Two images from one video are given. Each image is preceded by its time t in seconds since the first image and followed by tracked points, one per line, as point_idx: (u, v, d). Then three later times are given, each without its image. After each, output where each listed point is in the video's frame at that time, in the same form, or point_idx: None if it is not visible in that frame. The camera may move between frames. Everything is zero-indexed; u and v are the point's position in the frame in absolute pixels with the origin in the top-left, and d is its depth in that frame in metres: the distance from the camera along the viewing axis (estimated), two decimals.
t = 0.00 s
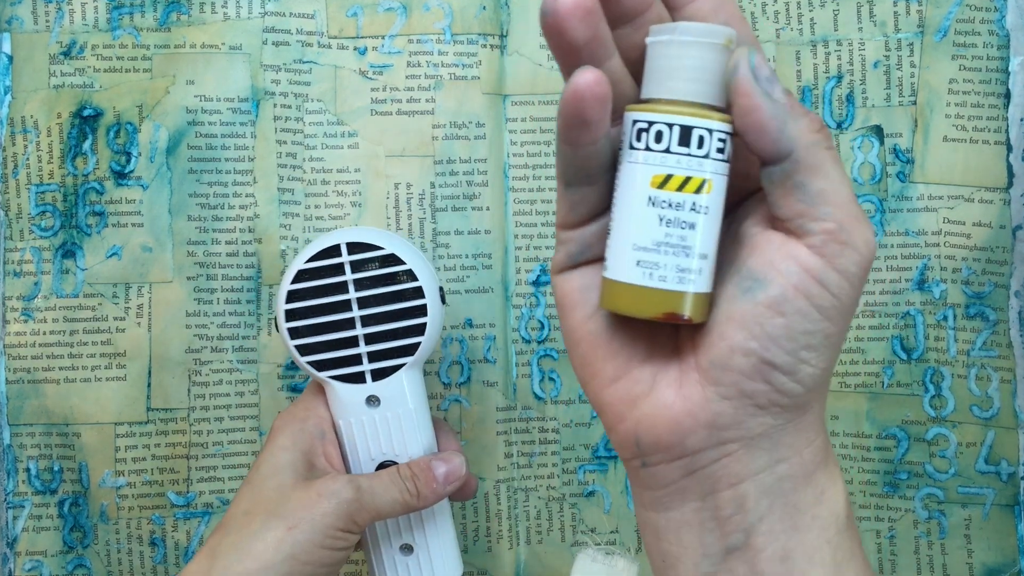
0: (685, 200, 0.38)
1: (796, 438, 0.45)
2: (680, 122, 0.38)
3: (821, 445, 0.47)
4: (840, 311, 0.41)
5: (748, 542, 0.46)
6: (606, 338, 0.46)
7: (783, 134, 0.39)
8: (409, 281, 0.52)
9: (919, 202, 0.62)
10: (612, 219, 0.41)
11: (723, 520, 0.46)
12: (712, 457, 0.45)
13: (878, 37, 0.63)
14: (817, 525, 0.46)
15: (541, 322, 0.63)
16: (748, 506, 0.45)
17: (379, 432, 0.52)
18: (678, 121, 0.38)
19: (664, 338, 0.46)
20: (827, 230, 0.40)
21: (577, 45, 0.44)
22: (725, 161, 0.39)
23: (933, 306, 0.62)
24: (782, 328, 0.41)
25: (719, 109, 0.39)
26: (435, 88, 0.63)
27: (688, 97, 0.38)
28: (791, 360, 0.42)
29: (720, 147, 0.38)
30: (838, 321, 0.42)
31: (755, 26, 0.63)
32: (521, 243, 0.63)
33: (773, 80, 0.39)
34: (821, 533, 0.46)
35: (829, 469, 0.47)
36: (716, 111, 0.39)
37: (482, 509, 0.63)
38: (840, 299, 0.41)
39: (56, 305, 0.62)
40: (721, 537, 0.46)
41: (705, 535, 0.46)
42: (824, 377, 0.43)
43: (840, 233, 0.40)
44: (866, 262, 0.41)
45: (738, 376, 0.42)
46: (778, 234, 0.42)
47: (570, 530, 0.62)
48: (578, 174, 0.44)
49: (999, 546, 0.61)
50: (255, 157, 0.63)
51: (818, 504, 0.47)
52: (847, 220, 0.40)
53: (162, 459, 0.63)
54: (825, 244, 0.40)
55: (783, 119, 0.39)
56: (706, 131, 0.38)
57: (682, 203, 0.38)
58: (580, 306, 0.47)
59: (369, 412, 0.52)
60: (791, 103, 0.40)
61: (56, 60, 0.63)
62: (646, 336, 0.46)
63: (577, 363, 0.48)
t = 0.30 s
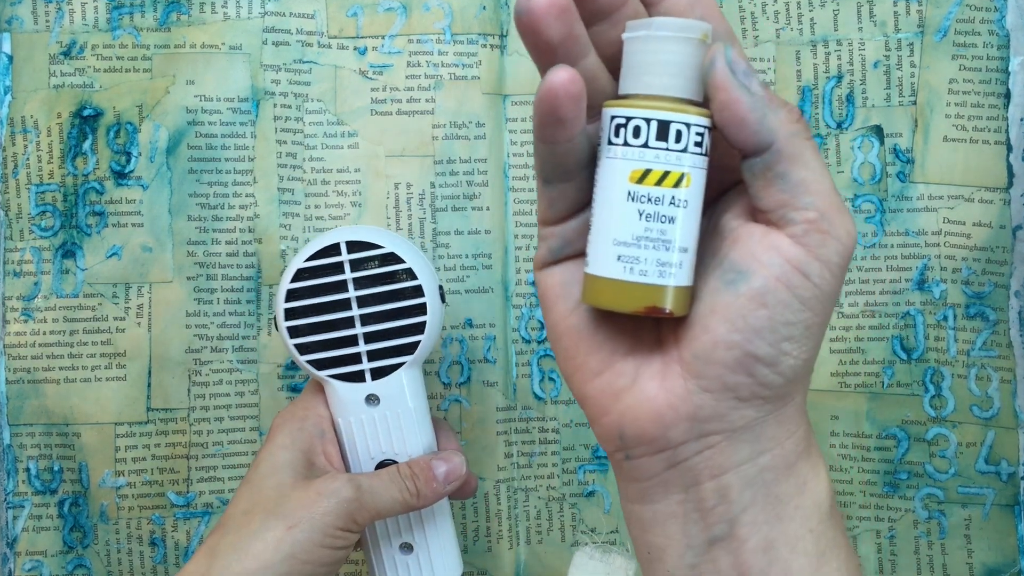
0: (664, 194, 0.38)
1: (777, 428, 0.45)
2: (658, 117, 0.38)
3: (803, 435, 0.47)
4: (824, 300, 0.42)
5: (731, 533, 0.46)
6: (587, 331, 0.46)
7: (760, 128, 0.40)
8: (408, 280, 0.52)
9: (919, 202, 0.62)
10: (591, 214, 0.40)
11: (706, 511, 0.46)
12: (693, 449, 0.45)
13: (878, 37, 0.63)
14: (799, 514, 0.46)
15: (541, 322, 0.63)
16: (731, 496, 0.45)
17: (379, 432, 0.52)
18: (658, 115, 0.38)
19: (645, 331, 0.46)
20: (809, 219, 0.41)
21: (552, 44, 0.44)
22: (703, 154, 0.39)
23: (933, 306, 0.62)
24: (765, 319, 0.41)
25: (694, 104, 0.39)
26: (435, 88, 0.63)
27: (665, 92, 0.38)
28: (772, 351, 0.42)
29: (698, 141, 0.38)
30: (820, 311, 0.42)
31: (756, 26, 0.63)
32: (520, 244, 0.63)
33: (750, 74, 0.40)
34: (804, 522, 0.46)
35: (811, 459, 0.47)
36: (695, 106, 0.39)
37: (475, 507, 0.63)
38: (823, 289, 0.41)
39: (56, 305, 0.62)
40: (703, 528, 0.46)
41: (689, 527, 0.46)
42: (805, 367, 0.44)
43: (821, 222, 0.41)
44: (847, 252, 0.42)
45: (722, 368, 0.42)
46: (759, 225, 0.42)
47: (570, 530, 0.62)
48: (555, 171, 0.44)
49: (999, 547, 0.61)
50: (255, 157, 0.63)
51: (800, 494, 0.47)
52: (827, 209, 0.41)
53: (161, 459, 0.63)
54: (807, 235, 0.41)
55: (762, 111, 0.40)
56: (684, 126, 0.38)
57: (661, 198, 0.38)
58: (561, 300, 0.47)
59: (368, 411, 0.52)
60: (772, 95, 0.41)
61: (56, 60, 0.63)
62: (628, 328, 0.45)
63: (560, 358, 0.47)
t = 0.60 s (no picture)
0: (606, 205, 0.38)
1: (731, 427, 0.45)
2: (596, 131, 0.38)
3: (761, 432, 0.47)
4: (769, 299, 0.42)
5: (693, 531, 0.45)
6: (543, 343, 0.46)
7: (693, 137, 0.40)
8: (417, 285, 0.52)
9: (919, 202, 0.62)
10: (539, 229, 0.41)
11: (668, 511, 0.46)
12: (651, 450, 0.45)
13: (878, 37, 0.63)
14: (758, 509, 0.46)
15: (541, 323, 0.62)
16: (690, 495, 0.45)
17: (383, 435, 0.52)
18: (595, 131, 0.38)
19: (601, 338, 0.46)
20: (749, 221, 0.41)
21: (490, 73, 0.45)
22: (643, 165, 0.39)
23: (933, 306, 0.62)
24: (713, 321, 0.41)
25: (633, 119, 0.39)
26: (435, 88, 0.63)
27: (602, 108, 0.39)
28: (722, 350, 0.42)
29: (636, 152, 0.39)
30: (765, 310, 0.42)
31: (755, 26, 0.63)
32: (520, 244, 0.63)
33: (677, 86, 0.40)
34: (763, 517, 0.46)
35: (769, 455, 0.47)
36: (631, 120, 0.39)
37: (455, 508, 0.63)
38: (767, 287, 0.42)
39: (55, 305, 0.62)
40: (666, 526, 0.46)
41: (653, 525, 0.46)
42: (756, 364, 0.44)
43: (760, 222, 0.41)
44: (788, 249, 0.42)
45: (673, 370, 0.42)
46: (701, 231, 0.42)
47: (570, 530, 0.62)
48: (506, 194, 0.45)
49: (999, 546, 0.61)
50: (256, 157, 0.63)
51: (758, 490, 0.46)
52: (766, 210, 0.41)
53: (162, 459, 0.62)
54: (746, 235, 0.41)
55: (694, 122, 0.40)
56: (622, 139, 0.38)
57: (603, 208, 0.38)
58: (517, 313, 0.47)
59: (375, 415, 0.52)
60: (701, 106, 0.41)
61: (56, 60, 0.63)
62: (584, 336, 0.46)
63: (522, 368, 0.48)
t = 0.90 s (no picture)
0: (589, 200, 0.39)
1: (713, 414, 0.46)
2: (578, 131, 0.39)
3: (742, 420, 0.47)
4: (748, 291, 0.43)
5: (677, 516, 0.46)
6: (532, 338, 0.47)
7: (674, 135, 0.41)
8: (414, 282, 0.52)
9: (919, 202, 0.62)
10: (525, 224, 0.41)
11: (653, 497, 0.46)
12: (636, 438, 0.46)
13: (878, 37, 0.63)
14: (739, 495, 0.46)
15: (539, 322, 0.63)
16: (674, 481, 0.46)
17: (382, 431, 0.52)
18: (578, 130, 0.39)
19: (586, 331, 0.46)
20: (726, 214, 0.42)
21: (475, 77, 0.45)
22: (624, 163, 0.40)
23: (933, 306, 0.62)
24: (692, 311, 0.42)
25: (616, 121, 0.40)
26: (435, 88, 0.63)
27: (585, 109, 0.39)
28: (702, 338, 0.43)
29: (617, 151, 0.39)
30: (744, 300, 0.43)
31: (756, 26, 0.63)
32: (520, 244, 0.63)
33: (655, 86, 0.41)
34: (745, 502, 0.46)
35: (749, 442, 0.47)
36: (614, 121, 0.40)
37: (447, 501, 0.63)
38: (743, 278, 0.42)
39: (55, 305, 0.62)
40: (652, 512, 0.46)
41: (639, 512, 0.47)
42: (735, 353, 0.44)
43: (737, 216, 0.42)
44: (764, 241, 0.43)
45: (655, 358, 0.43)
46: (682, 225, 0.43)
47: (570, 529, 0.62)
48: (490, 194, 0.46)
49: (999, 547, 0.61)
50: (255, 157, 0.63)
51: (739, 476, 0.46)
52: (743, 204, 0.42)
53: (162, 459, 0.63)
54: (722, 226, 0.42)
55: (674, 120, 0.41)
56: (604, 138, 0.39)
57: (587, 204, 0.39)
58: (506, 310, 0.47)
59: (373, 411, 0.52)
60: (679, 104, 0.42)
61: (56, 60, 0.63)
62: (569, 328, 0.46)
63: (509, 363, 0.48)
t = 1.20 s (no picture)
0: (586, 194, 0.39)
1: (710, 407, 0.46)
2: (576, 125, 0.39)
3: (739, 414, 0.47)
4: (747, 286, 0.43)
5: (676, 510, 0.46)
6: (531, 331, 0.47)
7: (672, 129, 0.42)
8: (413, 278, 0.52)
9: (919, 202, 0.62)
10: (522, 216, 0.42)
11: (651, 491, 0.46)
12: (634, 431, 0.46)
13: (878, 37, 0.63)
14: (736, 487, 0.46)
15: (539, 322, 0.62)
16: (671, 474, 0.46)
17: (381, 428, 0.52)
18: (576, 124, 0.39)
19: (584, 323, 0.46)
20: (724, 208, 0.42)
21: (474, 74, 0.46)
22: (623, 158, 0.40)
23: (933, 306, 0.62)
24: (688, 304, 0.42)
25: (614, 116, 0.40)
26: (435, 88, 0.63)
27: (582, 103, 0.39)
28: (698, 332, 0.43)
29: (615, 146, 0.39)
30: (742, 294, 0.43)
31: (755, 26, 0.63)
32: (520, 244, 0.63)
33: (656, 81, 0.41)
34: (742, 495, 0.46)
35: (748, 436, 0.47)
36: (612, 116, 0.40)
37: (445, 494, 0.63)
38: (741, 271, 0.42)
39: (56, 305, 0.62)
40: (649, 504, 0.46)
41: (636, 504, 0.47)
42: (732, 347, 0.44)
43: (735, 210, 0.42)
44: (762, 235, 0.43)
45: (652, 352, 0.43)
46: (681, 220, 0.43)
47: (570, 530, 0.62)
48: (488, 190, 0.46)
49: (999, 547, 0.61)
50: (255, 157, 0.63)
51: (737, 469, 0.46)
52: (740, 198, 0.42)
53: (162, 459, 0.63)
54: (721, 221, 0.42)
55: (672, 114, 0.42)
56: (601, 132, 0.39)
57: (583, 197, 0.39)
58: (506, 304, 0.47)
59: (373, 408, 0.52)
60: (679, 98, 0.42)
61: (56, 60, 0.63)
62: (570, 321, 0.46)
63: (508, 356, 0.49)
